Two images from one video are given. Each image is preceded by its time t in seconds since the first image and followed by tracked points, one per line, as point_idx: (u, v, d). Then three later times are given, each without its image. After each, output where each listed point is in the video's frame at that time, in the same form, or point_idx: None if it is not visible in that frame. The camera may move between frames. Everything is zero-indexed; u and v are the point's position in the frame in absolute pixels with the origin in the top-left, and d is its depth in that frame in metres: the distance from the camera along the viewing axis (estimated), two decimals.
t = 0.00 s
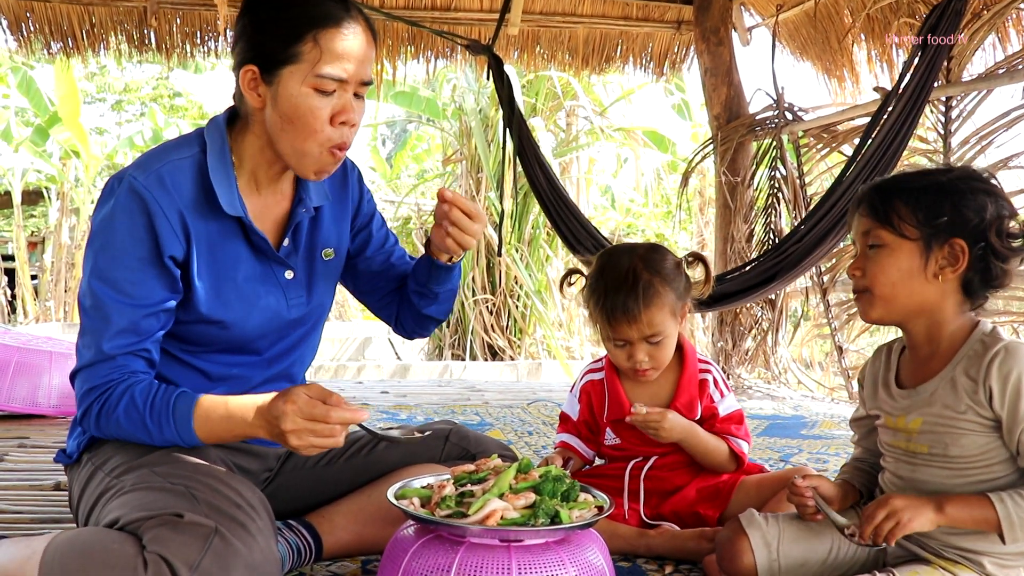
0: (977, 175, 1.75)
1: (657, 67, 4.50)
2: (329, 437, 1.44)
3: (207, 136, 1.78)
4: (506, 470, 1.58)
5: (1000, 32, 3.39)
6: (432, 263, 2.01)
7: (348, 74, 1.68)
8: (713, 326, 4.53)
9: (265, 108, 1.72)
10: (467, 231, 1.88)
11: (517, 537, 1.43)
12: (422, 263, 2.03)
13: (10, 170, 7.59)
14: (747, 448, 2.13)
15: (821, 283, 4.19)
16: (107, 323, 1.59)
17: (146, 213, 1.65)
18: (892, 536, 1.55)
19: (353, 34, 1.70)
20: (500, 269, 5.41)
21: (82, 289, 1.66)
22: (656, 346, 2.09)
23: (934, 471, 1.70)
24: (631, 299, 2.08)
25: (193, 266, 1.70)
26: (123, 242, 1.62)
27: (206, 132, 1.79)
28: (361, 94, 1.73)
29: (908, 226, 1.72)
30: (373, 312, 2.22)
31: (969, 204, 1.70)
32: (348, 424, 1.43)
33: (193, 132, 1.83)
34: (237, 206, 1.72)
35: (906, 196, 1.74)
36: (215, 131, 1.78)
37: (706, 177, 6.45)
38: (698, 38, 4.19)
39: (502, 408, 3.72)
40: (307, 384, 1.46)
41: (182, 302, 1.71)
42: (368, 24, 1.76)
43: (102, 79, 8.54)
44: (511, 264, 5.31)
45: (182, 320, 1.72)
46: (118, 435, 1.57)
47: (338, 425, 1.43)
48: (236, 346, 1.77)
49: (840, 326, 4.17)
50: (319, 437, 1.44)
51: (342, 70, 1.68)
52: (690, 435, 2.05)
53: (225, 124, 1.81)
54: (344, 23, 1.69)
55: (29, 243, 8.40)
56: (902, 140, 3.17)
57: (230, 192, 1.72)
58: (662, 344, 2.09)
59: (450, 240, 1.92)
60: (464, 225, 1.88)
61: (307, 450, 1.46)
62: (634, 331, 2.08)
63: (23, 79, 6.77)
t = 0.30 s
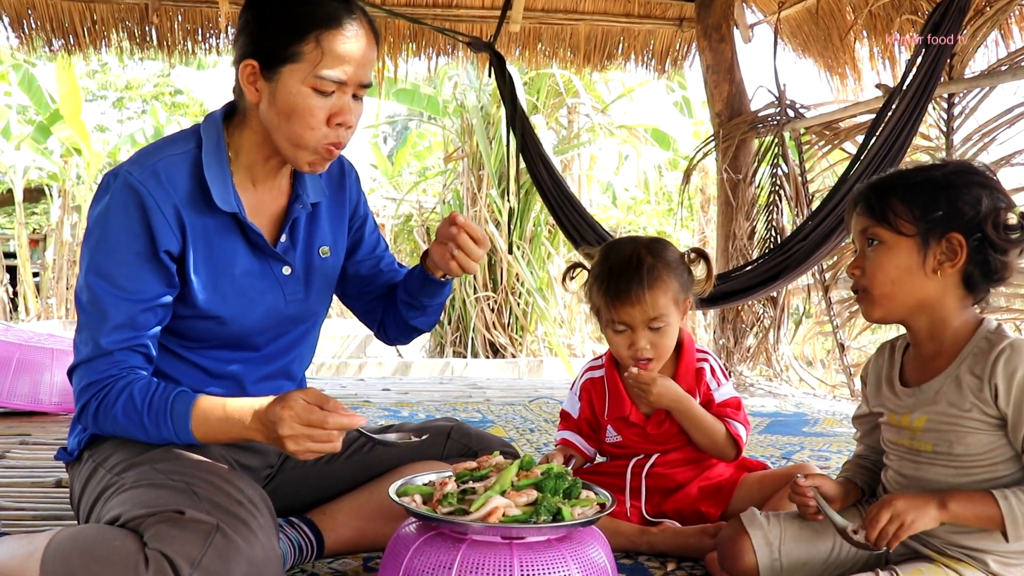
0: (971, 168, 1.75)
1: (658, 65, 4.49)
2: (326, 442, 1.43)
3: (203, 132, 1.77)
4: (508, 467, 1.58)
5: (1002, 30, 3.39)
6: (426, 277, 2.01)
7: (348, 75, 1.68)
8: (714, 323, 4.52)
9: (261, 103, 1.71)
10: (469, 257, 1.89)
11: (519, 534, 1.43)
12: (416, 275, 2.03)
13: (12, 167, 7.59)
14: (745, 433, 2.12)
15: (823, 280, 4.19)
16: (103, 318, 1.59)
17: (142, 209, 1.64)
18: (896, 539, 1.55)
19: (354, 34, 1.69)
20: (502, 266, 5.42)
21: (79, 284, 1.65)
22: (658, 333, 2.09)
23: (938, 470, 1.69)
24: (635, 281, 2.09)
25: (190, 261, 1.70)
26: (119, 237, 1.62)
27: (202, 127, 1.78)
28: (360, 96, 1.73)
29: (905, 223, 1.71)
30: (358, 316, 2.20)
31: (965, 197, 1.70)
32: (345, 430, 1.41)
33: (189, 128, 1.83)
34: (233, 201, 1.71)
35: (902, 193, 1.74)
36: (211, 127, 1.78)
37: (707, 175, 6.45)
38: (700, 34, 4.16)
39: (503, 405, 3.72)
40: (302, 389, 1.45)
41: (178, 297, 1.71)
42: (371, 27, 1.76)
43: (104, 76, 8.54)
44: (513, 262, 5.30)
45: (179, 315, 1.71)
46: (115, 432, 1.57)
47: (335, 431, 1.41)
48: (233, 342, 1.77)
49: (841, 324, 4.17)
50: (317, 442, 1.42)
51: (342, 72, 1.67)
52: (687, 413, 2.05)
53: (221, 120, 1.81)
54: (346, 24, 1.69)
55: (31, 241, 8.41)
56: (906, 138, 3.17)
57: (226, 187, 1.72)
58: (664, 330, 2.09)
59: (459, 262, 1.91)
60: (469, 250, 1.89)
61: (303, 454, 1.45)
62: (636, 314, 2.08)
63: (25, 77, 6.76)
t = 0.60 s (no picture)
0: (972, 165, 1.74)
1: (660, 62, 4.49)
2: (323, 450, 1.43)
3: (196, 127, 1.78)
4: (508, 465, 1.57)
5: (1004, 26, 3.38)
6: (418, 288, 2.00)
7: (339, 72, 1.67)
8: (716, 321, 4.51)
9: (253, 96, 1.71)
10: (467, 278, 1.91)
11: (520, 532, 1.43)
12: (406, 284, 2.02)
13: (13, 166, 7.59)
14: (744, 427, 2.12)
15: (824, 278, 4.19)
16: (98, 310, 1.59)
17: (136, 202, 1.65)
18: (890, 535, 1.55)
19: (350, 32, 1.69)
20: (503, 264, 5.43)
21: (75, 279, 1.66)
22: (651, 328, 2.10)
23: (940, 468, 1.69)
24: (632, 273, 2.11)
25: (184, 254, 1.69)
26: (113, 230, 1.62)
27: (195, 123, 1.79)
28: (350, 93, 1.73)
29: (905, 222, 1.71)
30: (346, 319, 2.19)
31: (965, 194, 1.70)
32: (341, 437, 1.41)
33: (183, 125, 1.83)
34: (225, 195, 1.71)
35: (902, 191, 1.74)
36: (204, 122, 1.78)
37: (709, 172, 6.44)
38: (701, 32, 4.15)
39: (504, 403, 3.72)
40: (299, 397, 1.45)
41: (173, 291, 1.70)
42: (366, 25, 1.75)
43: (105, 75, 8.54)
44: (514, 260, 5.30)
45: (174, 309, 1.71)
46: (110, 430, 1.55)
47: (331, 439, 1.41)
48: (228, 336, 1.76)
49: (843, 321, 4.16)
50: (313, 451, 1.42)
51: (333, 68, 1.67)
52: (685, 403, 2.06)
53: (215, 115, 1.81)
54: (341, 21, 1.68)
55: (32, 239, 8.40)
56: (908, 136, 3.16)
57: (218, 181, 1.72)
58: (659, 325, 2.10)
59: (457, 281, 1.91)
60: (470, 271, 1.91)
61: (300, 461, 1.45)
62: (631, 306, 2.10)
63: (25, 75, 6.76)
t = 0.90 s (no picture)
0: (979, 162, 1.73)
1: (660, 61, 4.49)
2: (331, 460, 1.44)
3: (188, 123, 1.78)
4: (508, 463, 1.57)
5: (1004, 25, 3.37)
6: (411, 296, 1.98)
7: (327, 61, 1.68)
8: (717, 320, 4.50)
9: (241, 90, 1.71)
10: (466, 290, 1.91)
11: (520, 530, 1.43)
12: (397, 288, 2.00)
13: (14, 164, 7.59)
14: (743, 423, 2.12)
15: (824, 276, 4.19)
16: (95, 304, 1.59)
17: (130, 195, 1.65)
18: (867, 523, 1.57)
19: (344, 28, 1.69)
20: (504, 263, 5.43)
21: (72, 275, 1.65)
22: (654, 325, 2.11)
23: (940, 466, 1.69)
24: (635, 270, 2.11)
25: (178, 247, 1.69)
26: (108, 223, 1.62)
27: (187, 120, 1.79)
28: (338, 82, 1.73)
29: (913, 221, 1.70)
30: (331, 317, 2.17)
31: (973, 193, 1.69)
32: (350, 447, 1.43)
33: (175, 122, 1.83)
34: (218, 189, 1.71)
35: (908, 189, 1.73)
36: (196, 118, 1.79)
37: (709, 170, 6.43)
38: (701, 30, 4.16)
39: (505, 401, 3.72)
40: (303, 408, 1.46)
41: (169, 285, 1.70)
42: (349, 16, 1.75)
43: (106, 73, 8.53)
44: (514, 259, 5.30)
45: (170, 303, 1.70)
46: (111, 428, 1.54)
47: (339, 449, 1.43)
48: (225, 330, 1.75)
49: (844, 320, 4.16)
50: (321, 460, 1.43)
51: (322, 57, 1.68)
52: (684, 397, 2.07)
53: (207, 112, 1.81)
54: (325, 12, 1.69)
55: (32, 238, 8.40)
56: (908, 132, 3.16)
57: (211, 175, 1.72)
58: (661, 321, 2.11)
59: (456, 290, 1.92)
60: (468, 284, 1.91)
61: (307, 471, 1.46)
62: (633, 303, 2.10)
63: (25, 73, 6.76)
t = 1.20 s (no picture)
0: (984, 158, 1.74)
1: (660, 60, 4.49)
2: (333, 463, 1.44)
3: (178, 120, 1.78)
4: (509, 462, 1.57)
5: (1005, 24, 3.37)
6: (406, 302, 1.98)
7: (314, 53, 1.68)
8: (717, 318, 4.50)
9: (230, 86, 1.71)
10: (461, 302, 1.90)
11: (521, 529, 1.43)
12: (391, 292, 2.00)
13: (14, 162, 7.58)
14: (744, 424, 2.12)
15: (825, 275, 4.19)
16: (91, 299, 1.58)
17: (123, 191, 1.65)
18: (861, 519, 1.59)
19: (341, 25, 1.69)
20: (504, 261, 5.43)
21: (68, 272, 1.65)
22: (656, 322, 2.11)
23: (942, 464, 1.69)
24: (641, 268, 2.12)
25: (171, 242, 1.69)
26: (102, 219, 1.62)
27: (177, 117, 1.79)
28: (326, 75, 1.73)
29: (918, 215, 1.70)
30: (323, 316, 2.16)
31: (978, 187, 1.69)
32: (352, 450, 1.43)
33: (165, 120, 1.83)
34: (209, 184, 1.71)
35: (913, 183, 1.73)
36: (186, 115, 1.78)
37: (710, 169, 6.43)
38: (702, 29, 4.15)
39: (505, 400, 3.72)
40: (306, 410, 1.45)
41: (163, 281, 1.69)
42: (335, 9, 1.75)
43: (107, 71, 8.53)
44: (514, 257, 5.30)
45: (164, 300, 1.70)
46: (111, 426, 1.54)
47: (342, 452, 1.42)
48: (219, 326, 1.75)
49: (845, 319, 4.16)
50: (323, 463, 1.43)
51: (308, 50, 1.67)
52: (685, 397, 2.06)
53: (197, 110, 1.81)
54: (311, 6, 1.69)
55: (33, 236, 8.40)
56: (908, 131, 3.16)
57: (202, 171, 1.71)
58: (664, 319, 2.11)
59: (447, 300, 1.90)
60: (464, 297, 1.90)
61: (309, 475, 1.46)
62: (637, 300, 2.11)
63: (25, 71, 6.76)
